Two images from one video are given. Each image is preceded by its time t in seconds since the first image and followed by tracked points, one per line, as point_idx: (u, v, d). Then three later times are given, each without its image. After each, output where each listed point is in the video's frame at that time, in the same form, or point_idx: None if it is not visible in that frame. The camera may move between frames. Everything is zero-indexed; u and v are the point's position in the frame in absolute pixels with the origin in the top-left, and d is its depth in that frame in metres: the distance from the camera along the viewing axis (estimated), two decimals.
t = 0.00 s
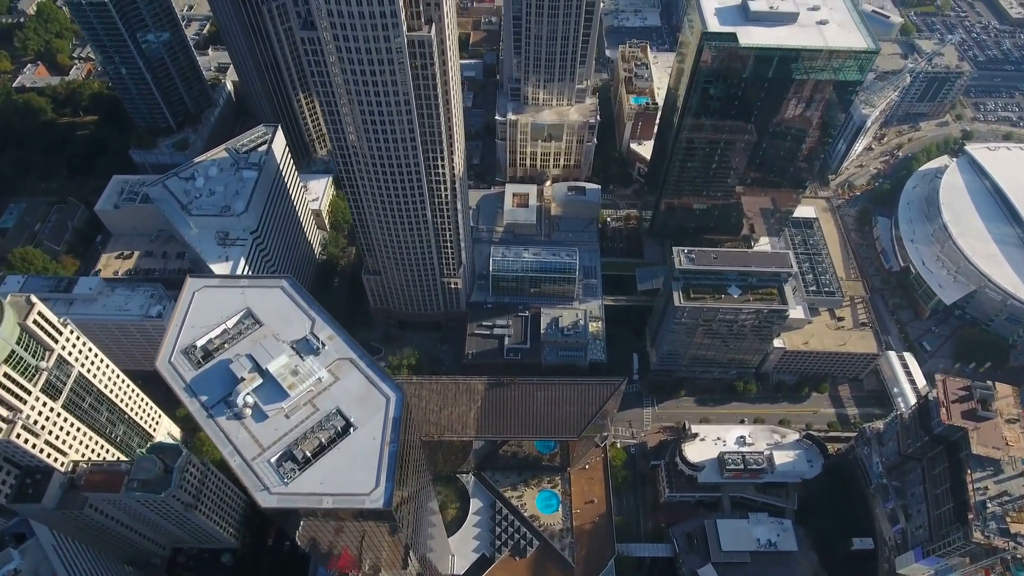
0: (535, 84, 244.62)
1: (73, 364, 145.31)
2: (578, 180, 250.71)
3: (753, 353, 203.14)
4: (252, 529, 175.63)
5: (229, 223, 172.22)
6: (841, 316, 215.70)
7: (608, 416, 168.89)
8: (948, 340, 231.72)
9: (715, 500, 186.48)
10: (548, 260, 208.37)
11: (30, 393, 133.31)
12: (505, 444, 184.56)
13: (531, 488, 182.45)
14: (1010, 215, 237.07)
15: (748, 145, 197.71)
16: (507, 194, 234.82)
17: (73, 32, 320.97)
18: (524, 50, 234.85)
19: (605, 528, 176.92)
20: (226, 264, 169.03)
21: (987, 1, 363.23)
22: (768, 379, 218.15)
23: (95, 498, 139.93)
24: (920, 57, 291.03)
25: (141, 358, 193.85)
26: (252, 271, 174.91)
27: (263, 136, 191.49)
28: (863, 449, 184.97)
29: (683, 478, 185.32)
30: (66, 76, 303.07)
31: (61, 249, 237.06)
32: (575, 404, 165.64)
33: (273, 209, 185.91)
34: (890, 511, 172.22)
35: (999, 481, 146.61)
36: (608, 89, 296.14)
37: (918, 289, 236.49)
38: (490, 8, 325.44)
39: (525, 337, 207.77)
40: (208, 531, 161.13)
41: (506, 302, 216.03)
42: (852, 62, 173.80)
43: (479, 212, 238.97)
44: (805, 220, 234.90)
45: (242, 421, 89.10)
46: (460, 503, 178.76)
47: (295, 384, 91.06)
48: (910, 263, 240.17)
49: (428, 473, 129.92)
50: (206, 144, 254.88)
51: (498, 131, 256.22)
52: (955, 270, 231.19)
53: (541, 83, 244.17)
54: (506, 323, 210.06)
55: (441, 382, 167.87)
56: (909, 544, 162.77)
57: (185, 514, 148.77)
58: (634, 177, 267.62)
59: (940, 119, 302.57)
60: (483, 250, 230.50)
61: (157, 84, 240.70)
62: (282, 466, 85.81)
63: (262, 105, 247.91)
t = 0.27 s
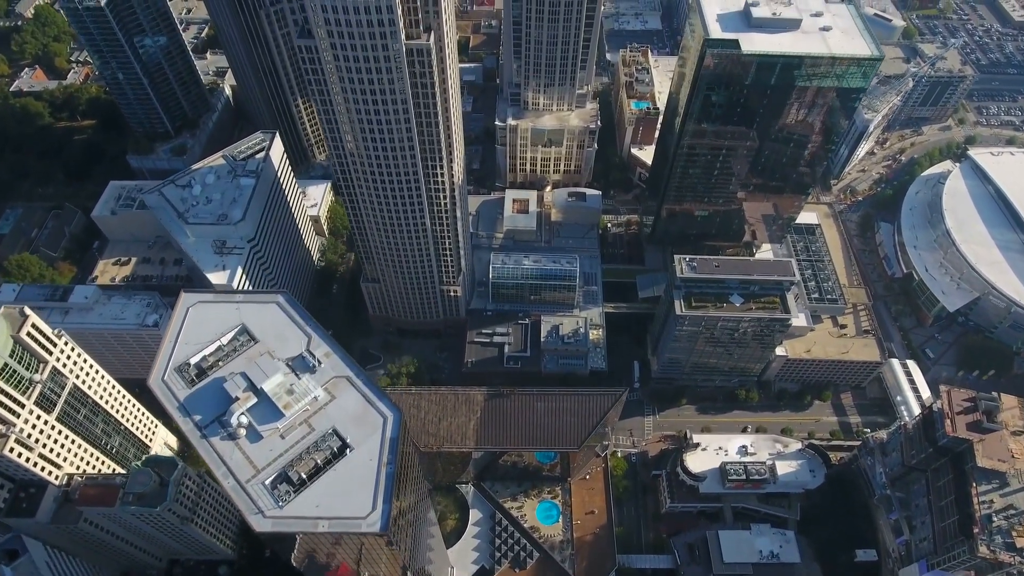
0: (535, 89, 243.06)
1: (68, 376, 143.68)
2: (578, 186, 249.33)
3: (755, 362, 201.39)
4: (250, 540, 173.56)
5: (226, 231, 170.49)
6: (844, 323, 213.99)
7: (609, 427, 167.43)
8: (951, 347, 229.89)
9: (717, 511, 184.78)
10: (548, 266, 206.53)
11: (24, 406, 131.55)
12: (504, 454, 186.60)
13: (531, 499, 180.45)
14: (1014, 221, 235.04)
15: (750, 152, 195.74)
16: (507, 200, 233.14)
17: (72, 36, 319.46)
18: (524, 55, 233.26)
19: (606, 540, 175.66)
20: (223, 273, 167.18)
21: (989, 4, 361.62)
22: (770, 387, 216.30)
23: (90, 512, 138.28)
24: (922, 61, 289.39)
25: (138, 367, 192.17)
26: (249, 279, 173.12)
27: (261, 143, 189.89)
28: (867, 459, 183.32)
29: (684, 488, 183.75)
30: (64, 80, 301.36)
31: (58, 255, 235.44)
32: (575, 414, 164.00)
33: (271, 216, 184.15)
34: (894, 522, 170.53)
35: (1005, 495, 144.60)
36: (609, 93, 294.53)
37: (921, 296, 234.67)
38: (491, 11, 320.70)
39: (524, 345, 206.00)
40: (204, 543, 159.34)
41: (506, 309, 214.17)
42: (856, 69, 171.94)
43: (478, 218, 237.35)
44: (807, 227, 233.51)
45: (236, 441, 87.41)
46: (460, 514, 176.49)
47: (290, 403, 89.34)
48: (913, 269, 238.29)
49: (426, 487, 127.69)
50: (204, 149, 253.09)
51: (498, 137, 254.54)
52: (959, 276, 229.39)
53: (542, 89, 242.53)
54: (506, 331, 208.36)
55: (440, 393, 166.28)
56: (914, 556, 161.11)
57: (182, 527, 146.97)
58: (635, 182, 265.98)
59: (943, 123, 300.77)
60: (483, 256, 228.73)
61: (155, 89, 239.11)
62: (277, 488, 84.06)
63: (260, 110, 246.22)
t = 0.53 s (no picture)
0: (535, 94, 241.46)
1: (61, 389, 141.68)
2: (578, 192, 247.35)
3: (757, 370, 199.60)
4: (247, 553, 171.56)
5: (221, 240, 168.51)
6: (846, 331, 212.22)
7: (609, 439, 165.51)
8: (954, 355, 228.20)
9: (719, 522, 183.07)
10: (547, 274, 204.58)
11: (16, 421, 129.68)
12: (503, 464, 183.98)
13: (530, 510, 178.87)
14: (1017, 228, 233.21)
15: (751, 158, 193.40)
16: (506, 207, 231.23)
17: (69, 40, 317.70)
18: (524, 60, 231.51)
19: (606, 551, 175.39)
20: (219, 282, 165.18)
21: (991, 7, 359.86)
22: (772, 396, 214.51)
23: (83, 527, 136.41)
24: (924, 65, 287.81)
25: (134, 376, 190.29)
26: (246, 289, 171.10)
27: (258, 150, 187.77)
28: (869, 470, 181.60)
29: (685, 499, 181.93)
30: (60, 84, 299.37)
31: (53, 262, 233.52)
32: (575, 425, 162.16)
33: (267, 225, 182.20)
34: (898, 534, 168.72)
35: (1011, 509, 142.66)
36: (609, 98, 292.81)
37: (924, 303, 232.92)
38: (489, 14, 323.63)
39: (524, 353, 204.19)
40: (200, 557, 157.34)
41: (505, 317, 212.14)
42: (859, 77, 170.42)
43: (478, 224, 235.54)
44: (809, 234, 231.89)
45: (229, 464, 85.49)
46: (458, 525, 174.32)
47: (284, 425, 87.43)
48: (915, 275, 236.61)
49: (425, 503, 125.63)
50: (201, 154, 251.10)
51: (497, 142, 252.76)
52: (961, 283, 227.68)
53: (541, 94, 240.90)
54: (505, 340, 206.40)
55: (439, 404, 164.46)
56: (918, 569, 159.32)
57: (177, 542, 145.01)
58: (635, 187, 264.21)
59: (945, 127, 298.97)
60: (482, 263, 226.97)
61: (151, 94, 237.20)
62: (270, 512, 82.17)
63: (257, 115, 244.28)
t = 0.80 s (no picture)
0: (534, 99, 239.96)
1: (55, 401, 140.04)
2: (578, 198, 245.74)
3: (758, 379, 197.94)
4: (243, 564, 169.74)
5: (218, 249, 166.78)
6: (848, 338, 210.55)
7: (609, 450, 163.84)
8: (957, 361, 226.55)
9: (720, 532, 181.36)
10: (547, 281, 202.98)
11: (8, 435, 128.23)
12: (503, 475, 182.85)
13: (530, 521, 177.13)
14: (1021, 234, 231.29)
15: (753, 164, 190.46)
16: (506, 212, 229.66)
17: (66, 44, 316.09)
18: (523, 65, 229.88)
19: (606, 562, 174.05)
20: (216, 292, 163.46)
21: (993, 10, 358.28)
22: (774, 404, 212.87)
23: (77, 542, 134.91)
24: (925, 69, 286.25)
25: (129, 385, 188.52)
26: (243, 298, 169.36)
27: (255, 157, 185.99)
28: (872, 480, 179.85)
29: (686, 509, 180.13)
30: (58, 88, 297.52)
31: (50, 268, 231.86)
32: (575, 436, 160.64)
33: (264, 233, 180.44)
34: (901, 545, 166.92)
35: (1016, 522, 140.95)
36: (609, 102, 291.23)
37: (926, 310, 231.23)
38: (489, 17, 323.07)
39: (523, 362, 202.47)
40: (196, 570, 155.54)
41: (504, 325, 210.37)
42: (863, 85, 168.92)
43: (477, 230, 233.84)
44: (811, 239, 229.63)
45: (222, 486, 83.84)
46: (457, 536, 171.73)
47: (278, 446, 85.82)
48: (917, 282, 234.89)
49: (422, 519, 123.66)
50: (198, 159, 249.37)
51: (496, 147, 251.20)
52: (964, 290, 225.87)
53: (541, 99, 239.37)
54: (505, 348, 204.70)
55: (438, 415, 162.90)
56: None
57: (172, 556, 143.32)
58: (635, 193, 262.56)
59: (947, 131, 297.35)
60: (481, 270, 225.32)
61: (148, 99, 235.47)
62: (264, 536, 80.73)
63: (255, 120, 242.54)
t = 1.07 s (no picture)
0: (534, 105, 238.25)
1: (49, 415, 138.44)
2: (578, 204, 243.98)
3: (760, 388, 196.18)
4: None
5: (214, 259, 165.04)
6: (851, 346, 208.77)
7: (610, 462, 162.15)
8: (960, 369, 224.84)
9: (721, 544, 179.59)
10: (547, 289, 201.15)
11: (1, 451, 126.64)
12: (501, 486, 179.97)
13: (530, 533, 175.32)
14: None
15: (754, 170, 188.40)
16: (506, 219, 227.96)
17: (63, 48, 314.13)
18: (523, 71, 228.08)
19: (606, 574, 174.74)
20: (212, 302, 161.70)
21: (995, 13, 356.45)
22: (775, 413, 211.07)
23: (71, 558, 133.27)
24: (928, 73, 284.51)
25: (125, 396, 186.75)
26: (239, 308, 167.57)
27: (252, 165, 184.32)
28: (875, 491, 178.07)
29: (688, 521, 178.09)
30: (54, 93, 295.06)
31: (45, 275, 230.01)
32: (575, 448, 158.95)
33: (260, 242, 178.65)
34: (904, 558, 165.10)
35: (1022, 537, 139.10)
36: (609, 106, 289.39)
37: (929, 317, 229.41)
38: (488, 21, 321.53)
39: (523, 371, 200.69)
40: None
41: (504, 333, 208.48)
42: (866, 92, 167.06)
43: (476, 237, 231.93)
44: (813, 246, 227.70)
45: (213, 510, 82.13)
46: (456, 549, 169.35)
47: (271, 470, 84.06)
48: (920, 289, 232.93)
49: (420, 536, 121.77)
50: (196, 165, 247.56)
51: (496, 153, 249.43)
52: (968, 297, 223.85)
53: (540, 105, 237.83)
54: (504, 356, 202.86)
55: (437, 426, 161.30)
56: None
57: (167, 571, 141.56)
58: (636, 198, 260.73)
59: (949, 135, 295.50)
60: (480, 277, 223.55)
61: (145, 105, 233.64)
62: (257, 562, 79.33)
63: (252, 126, 240.80)
